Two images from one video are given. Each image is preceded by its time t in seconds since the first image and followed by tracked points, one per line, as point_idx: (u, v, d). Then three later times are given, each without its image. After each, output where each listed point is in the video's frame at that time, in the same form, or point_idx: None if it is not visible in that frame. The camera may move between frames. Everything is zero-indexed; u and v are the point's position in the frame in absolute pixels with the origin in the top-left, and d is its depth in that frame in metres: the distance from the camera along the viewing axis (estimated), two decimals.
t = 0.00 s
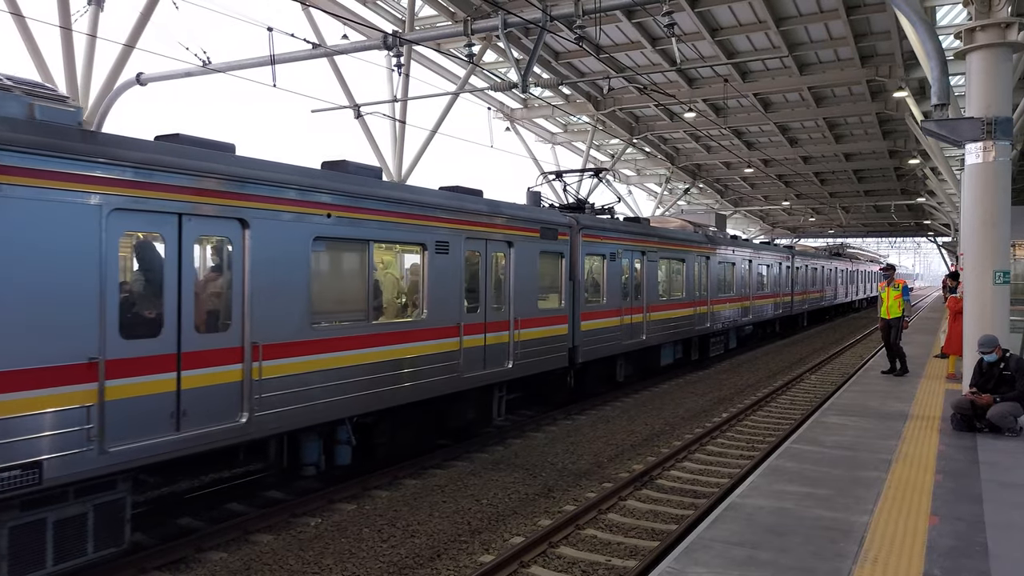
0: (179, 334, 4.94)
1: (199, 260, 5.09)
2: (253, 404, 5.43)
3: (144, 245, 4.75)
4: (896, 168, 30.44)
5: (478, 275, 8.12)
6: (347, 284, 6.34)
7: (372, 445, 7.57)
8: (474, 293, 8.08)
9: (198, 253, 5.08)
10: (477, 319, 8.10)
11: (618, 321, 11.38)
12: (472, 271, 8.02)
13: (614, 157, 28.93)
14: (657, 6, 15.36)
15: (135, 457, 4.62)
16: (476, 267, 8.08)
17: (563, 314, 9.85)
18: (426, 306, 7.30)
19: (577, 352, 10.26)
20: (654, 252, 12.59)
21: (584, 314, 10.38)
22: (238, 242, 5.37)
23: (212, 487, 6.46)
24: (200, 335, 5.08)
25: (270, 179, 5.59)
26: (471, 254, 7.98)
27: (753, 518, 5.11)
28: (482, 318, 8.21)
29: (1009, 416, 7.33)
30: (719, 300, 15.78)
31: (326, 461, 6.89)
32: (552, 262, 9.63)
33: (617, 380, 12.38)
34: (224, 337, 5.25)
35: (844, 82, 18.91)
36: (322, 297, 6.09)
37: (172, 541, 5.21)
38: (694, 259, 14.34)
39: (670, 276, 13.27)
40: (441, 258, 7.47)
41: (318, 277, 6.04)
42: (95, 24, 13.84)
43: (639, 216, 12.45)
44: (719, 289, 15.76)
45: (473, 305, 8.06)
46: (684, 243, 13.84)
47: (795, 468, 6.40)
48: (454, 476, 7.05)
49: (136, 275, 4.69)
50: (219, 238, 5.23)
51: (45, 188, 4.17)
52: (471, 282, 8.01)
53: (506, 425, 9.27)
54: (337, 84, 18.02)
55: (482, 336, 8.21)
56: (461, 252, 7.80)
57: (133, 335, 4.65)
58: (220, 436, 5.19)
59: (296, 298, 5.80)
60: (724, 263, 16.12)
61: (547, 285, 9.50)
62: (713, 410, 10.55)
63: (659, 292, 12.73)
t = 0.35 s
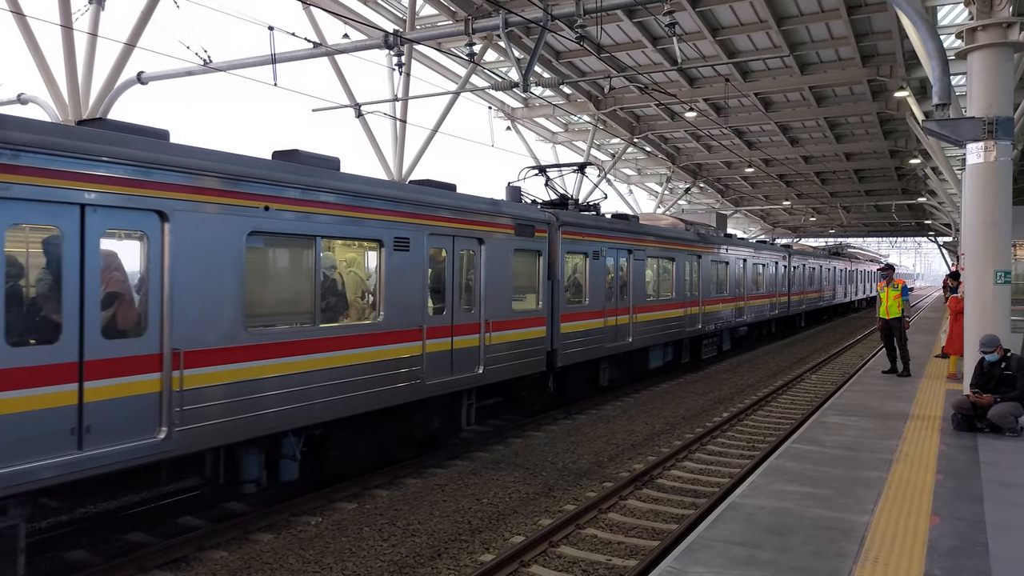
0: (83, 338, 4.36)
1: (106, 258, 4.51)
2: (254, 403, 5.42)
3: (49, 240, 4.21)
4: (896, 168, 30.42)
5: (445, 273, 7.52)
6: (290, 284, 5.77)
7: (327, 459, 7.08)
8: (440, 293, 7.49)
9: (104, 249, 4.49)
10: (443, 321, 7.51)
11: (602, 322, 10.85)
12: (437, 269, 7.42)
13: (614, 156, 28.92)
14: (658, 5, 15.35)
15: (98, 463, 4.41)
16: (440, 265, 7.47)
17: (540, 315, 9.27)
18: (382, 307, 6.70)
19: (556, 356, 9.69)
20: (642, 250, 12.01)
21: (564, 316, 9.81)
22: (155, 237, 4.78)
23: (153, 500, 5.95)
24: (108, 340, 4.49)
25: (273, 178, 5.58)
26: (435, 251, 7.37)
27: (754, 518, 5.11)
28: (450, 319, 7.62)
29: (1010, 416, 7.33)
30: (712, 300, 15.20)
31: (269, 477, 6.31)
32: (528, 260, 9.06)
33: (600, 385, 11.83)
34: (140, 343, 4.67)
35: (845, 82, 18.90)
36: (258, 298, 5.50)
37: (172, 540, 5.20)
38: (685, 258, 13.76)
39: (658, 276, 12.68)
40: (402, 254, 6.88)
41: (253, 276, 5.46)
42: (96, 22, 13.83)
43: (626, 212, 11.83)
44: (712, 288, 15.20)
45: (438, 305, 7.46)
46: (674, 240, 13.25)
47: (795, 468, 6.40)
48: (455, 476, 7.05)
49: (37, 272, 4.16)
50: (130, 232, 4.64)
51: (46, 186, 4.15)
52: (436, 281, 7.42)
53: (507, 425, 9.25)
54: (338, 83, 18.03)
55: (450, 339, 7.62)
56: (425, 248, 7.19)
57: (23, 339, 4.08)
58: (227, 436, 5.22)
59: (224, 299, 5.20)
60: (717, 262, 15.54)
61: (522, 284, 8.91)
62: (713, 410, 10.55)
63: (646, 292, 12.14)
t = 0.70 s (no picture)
0: None
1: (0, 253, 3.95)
2: (254, 402, 5.41)
3: None
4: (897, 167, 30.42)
5: (408, 273, 6.99)
6: (224, 284, 5.22)
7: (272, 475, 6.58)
8: (403, 293, 6.96)
9: None
10: (406, 325, 6.97)
11: (585, 325, 10.38)
12: (398, 269, 6.87)
13: (615, 156, 28.92)
14: (659, 5, 15.36)
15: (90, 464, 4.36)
16: (401, 264, 6.91)
17: (516, 317, 8.77)
18: (335, 310, 6.16)
19: (534, 360, 9.20)
20: (630, 249, 11.54)
21: (542, 318, 9.30)
22: (60, 231, 4.23)
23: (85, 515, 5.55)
24: None
25: (276, 177, 5.57)
26: (395, 249, 6.82)
27: (755, 517, 5.11)
28: (414, 322, 7.09)
29: (1011, 416, 7.33)
30: (704, 301, 14.67)
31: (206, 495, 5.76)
32: (504, 258, 8.54)
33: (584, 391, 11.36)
34: (43, 349, 4.12)
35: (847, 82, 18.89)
36: (185, 299, 4.95)
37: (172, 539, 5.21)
38: (676, 257, 13.27)
39: (647, 276, 12.17)
40: (356, 252, 6.34)
41: (177, 276, 4.90)
42: (98, 22, 13.83)
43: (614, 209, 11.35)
44: (705, 289, 14.70)
45: (400, 307, 6.93)
46: (664, 239, 12.74)
47: (796, 468, 6.39)
48: (456, 475, 7.05)
49: None
50: (33, 225, 4.11)
51: (46, 185, 4.14)
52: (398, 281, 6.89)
53: (507, 425, 9.23)
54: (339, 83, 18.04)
55: (414, 343, 7.08)
56: (385, 246, 6.66)
57: None
58: (225, 436, 5.21)
59: (147, 303, 4.67)
60: (711, 262, 15.05)
61: (496, 284, 8.38)
62: (714, 409, 10.55)
63: (633, 292, 11.65)
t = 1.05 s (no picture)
0: None
1: None
2: (256, 401, 5.41)
3: None
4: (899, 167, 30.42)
5: (366, 272, 6.49)
6: (150, 283, 4.73)
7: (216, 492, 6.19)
8: (361, 294, 6.46)
9: None
10: (365, 328, 6.46)
11: (569, 327, 9.92)
12: (353, 269, 6.36)
13: (616, 156, 28.90)
14: (660, 4, 15.35)
15: (92, 464, 4.33)
16: (357, 263, 6.40)
17: (493, 319, 8.31)
18: (281, 313, 5.64)
19: (513, 365, 8.73)
20: (618, 247, 11.12)
21: (521, 320, 8.83)
22: None
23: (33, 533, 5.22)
24: None
25: (277, 177, 5.57)
26: (350, 248, 6.31)
27: (756, 517, 5.11)
28: (374, 326, 6.57)
29: (1012, 416, 7.33)
30: (696, 302, 14.25)
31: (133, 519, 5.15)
32: (477, 257, 8.08)
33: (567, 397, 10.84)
34: None
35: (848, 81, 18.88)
36: (100, 300, 4.43)
37: (172, 540, 5.21)
38: (666, 256, 12.85)
39: (634, 276, 11.68)
40: (305, 249, 5.83)
41: (88, 275, 4.37)
42: (99, 21, 13.84)
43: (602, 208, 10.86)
44: (696, 290, 14.23)
45: (357, 309, 6.42)
46: (655, 238, 12.36)
47: (797, 468, 6.38)
48: (456, 475, 7.05)
49: None
50: None
51: (48, 185, 4.15)
52: (356, 280, 6.39)
53: (508, 425, 9.23)
54: (340, 83, 18.06)
55: (374, 348, 6.58)
56: (340, 243, 6.16)
57: None
58: (227, 436, 5.19)
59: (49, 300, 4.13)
60: (703, 261, 14.60)
61: (467, 285, 7.90)
62: (715, 409, 10.55)
63: (620, 293, 11.19)
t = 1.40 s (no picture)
0: None
1: None
2: (257, 402, 5.40)
3: None
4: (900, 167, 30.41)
5: (321, 272, 6.02)
6: (65, 283, 4.24)
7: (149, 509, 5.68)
8: (315, 295, 5.98)
9: None
10: (319, 332, 5.99)
11: (551, 329, 9.44)
12: (306, 268, 5.88)
13: (617, 155, 28.89)
14: (661, 4, 15.35)
15: (97, 463, 4.35)
16: (309, 262, 5.92)
17: (466, 322, 7.82)
18: (221, 317, 5.16)
19: (489, 370, 8.24)
20: (604, 245, 10.60)
21: (497, 322, 8.34)
22: None
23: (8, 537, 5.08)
24: None
25: (276, 176, 5.56)
26: (301, 245, 5.83)
27: (757, 517, 5.10)
28: (330, 329, 6.10)
29: (1013, 416, 7.33)
30: (690, 303, 13.75)
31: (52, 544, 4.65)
32: (448, 256, 7.59)
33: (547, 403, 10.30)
34: None
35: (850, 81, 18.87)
36: (6, 302, 3.94)
37: (173, 540, 5.21)
38: (656, 255, 12.33)
39: (621, 275, 11.13)
40: (248, 246, 5.36)
41: None
42: (100, 21, 13.86)
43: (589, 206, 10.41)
44: (689, 290, 13.68)
45: (310, 311, 5.94)
46: (643, 235, 11.81)
47: (799, 468, 6.38)
48: (457, 475, 7.05)
49: None
50: None
51: (51, 185, 4.15)
52: (310, 281, 5.92)
53: (509, 425, 9.23)
54: (341, 83, 18.07)
55: (330, 353, 6.10)
56: (290, 240, 5.70)
57: None
58: (228, 436, 5.18)
59: None
60: (697, 260, 14.13)
61: (436, 285, 7.40)
62: (716, 409, 10.55)
63: (606, 293, 10.69)
